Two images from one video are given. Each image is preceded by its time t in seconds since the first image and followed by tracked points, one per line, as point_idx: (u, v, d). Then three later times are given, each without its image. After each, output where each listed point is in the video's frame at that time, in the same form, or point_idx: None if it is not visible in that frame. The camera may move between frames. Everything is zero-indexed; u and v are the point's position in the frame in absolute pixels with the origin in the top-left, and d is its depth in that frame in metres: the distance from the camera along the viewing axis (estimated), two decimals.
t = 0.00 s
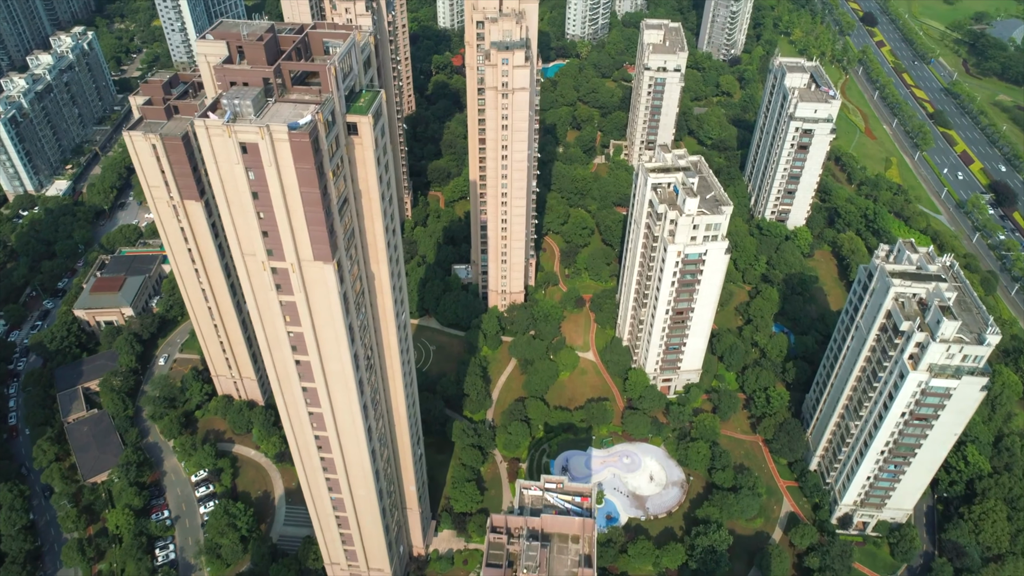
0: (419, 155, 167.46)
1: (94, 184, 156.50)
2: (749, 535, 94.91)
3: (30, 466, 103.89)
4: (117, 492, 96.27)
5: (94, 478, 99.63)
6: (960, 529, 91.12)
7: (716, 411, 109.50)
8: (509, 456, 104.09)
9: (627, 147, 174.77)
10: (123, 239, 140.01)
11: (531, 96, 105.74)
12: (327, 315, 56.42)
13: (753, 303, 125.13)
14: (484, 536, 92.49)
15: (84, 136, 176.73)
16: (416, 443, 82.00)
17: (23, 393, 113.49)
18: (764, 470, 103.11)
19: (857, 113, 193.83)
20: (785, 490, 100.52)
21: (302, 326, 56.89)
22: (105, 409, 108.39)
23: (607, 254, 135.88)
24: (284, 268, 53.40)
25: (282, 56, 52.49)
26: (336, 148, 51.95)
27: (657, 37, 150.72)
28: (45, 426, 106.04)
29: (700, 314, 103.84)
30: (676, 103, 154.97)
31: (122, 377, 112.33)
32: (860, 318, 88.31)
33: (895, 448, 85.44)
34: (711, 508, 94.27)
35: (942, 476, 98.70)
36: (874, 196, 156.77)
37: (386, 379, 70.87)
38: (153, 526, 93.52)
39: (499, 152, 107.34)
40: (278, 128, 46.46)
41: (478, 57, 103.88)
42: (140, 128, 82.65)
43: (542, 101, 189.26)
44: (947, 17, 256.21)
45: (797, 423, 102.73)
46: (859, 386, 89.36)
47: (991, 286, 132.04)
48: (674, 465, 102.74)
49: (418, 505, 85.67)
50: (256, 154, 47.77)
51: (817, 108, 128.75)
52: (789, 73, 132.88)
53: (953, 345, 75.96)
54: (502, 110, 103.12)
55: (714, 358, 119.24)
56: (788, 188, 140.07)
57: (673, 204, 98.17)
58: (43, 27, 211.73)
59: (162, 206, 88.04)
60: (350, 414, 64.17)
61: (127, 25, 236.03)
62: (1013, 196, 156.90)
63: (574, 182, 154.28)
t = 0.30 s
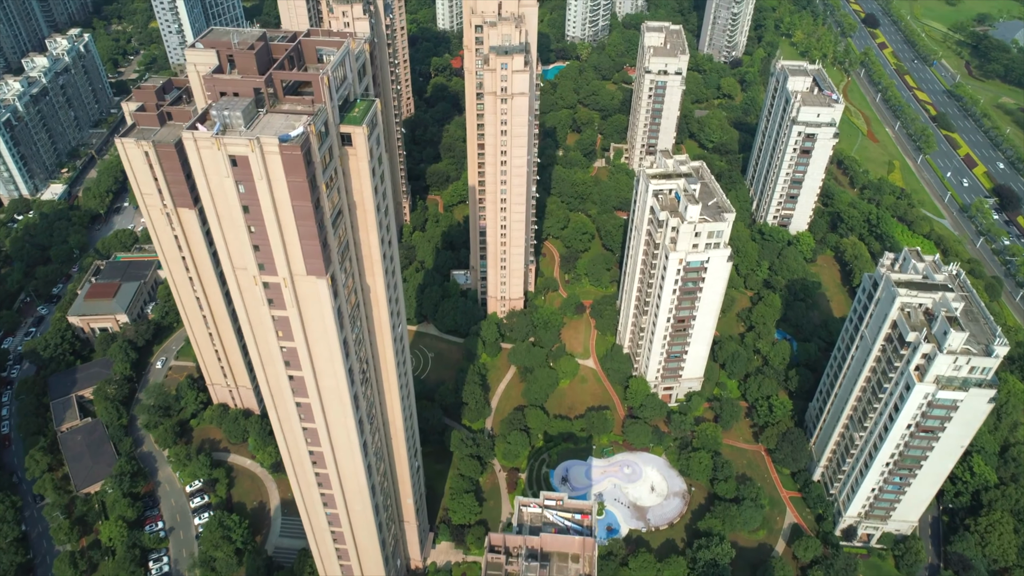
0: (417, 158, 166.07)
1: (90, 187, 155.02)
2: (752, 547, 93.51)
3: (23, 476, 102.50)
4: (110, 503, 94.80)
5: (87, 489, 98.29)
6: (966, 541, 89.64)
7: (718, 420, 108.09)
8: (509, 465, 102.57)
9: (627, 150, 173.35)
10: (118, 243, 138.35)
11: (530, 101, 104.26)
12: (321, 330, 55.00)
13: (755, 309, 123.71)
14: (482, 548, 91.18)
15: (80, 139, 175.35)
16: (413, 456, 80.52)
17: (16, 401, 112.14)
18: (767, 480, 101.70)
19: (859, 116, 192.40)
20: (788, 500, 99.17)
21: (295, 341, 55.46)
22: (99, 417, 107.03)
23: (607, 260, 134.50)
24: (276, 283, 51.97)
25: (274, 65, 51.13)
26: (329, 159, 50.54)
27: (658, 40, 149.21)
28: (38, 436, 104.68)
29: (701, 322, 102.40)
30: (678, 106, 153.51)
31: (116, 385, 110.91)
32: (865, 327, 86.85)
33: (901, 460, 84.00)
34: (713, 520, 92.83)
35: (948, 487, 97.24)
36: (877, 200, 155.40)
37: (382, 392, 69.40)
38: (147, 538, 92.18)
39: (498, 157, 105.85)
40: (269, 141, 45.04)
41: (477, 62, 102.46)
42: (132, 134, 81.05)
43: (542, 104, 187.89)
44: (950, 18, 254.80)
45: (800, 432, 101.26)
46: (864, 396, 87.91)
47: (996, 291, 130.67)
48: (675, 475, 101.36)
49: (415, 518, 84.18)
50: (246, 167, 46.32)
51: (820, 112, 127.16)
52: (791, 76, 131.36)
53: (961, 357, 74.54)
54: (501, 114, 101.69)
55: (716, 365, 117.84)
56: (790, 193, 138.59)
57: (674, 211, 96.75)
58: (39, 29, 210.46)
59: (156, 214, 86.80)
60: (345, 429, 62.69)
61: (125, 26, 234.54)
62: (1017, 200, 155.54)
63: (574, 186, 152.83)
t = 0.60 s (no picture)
0: (416, 162, 164.59)
1: (85, 192, 153.54)
2: (754, 560, 92.07)
3: (15, 487, 101.04)
4: (103, 515, 93.36)
5: (80, 500, 96.87)
6: (973, 555, 88.16)
7: (720, 429, 106.71)
8: (508, 476, 101.17)
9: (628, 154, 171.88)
10: (114, 249, 136.68)
11: (530, 106, 102.87)
12: (314, 346, 53.56)
13: (758, 316, 122.28)
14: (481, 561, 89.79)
15: (76, 143, 173.96)
16: (410, 469, 79.00)
17: (9, 410, 110.69)
18: (769, 491, 100.33)
19: (861, 119, 191.04)
20: (791, 511, 97.79)
21: (288, 357, 54.04)
22: (92, 427, 105.60)
23: (608, 266, 133.08)
24: (268, 298, 50.56)
25: (265, 75, 49.68)
26: (322, 172, 49.13)
27: (659, 43, 147.79)
28: (30, 446, 103.25)
29: (703, 330, 100.90)
30: (679, 110, 152.14)
31: (110, 394, 109.52)
32: (870, 337, 85.40)
33: (906, 473, 82.59)
34: (715, 532, 91.37)
35: (954, 498, 95.82)
36: (879, 205, 154.06)
37: (378, 406, 67.94)
38: (140, 551, 90.72)
39: (497, 163, 104.47)
40: (258, 154, 43.56)
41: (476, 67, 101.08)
42: (124, 141, 79.21)
43: (542, 107, 186.42)
44: (952, 20, 253.53)
45: (803, 442, 99.79)
46: (869, 407, 86.49)
47: (1000, 297, 129.27)
48: (676, 486, 100.06)
49: (413, 532, 82.76)
50: (235, 182, 44.84)
51: (822, 117, 125.80)
52: (794, 80, 129.96)
53: (968, 369, 73.13)
54: (500, 120, 100.28)
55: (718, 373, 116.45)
56: (792, 198, 137.16)
57: (676, 218, 95.39)
58: (36, 31, 208.89)
59: (149, 222, 85.23)
60: (339, 445, 61.27)
61: (122, 28, 233.01)
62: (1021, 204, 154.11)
63: (574, 190, 151.44)
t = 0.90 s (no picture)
0: (414, 166, 162.95)
1: (80, 196, 151.80)
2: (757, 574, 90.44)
3: (5, 499, 99.32)
4: (95, 529, 91.65)
5: (71, 513, 95.19)
6: (980, 570, 86.59)
7: (722, 440, 105.06)
8: (507, 488, 99.54)
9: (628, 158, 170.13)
10: (108, 255, 134.99)
11: (529, 112, 101.13)
12: (306, 365, 51.93)
13: (760, 323, 120.73)
14: None
15: (71, 146, 172.24)
16: (406, 484, 77.32)
17: None
18: (772, 503, 98.72)
19: (864, 122, 189.38)
20: (795, 524, 96.20)
21: (279, 377, 52.41)
22: (84, 437, 104.00)
23: (608, 272, 131.41)
24: (257, 317, 48.91)
25: (255, 86, 48.08)
26: (313, 187, 47.56)
27: (660, 46, 146.10)
28: (21, 457, 101.57)
29: (705, 340, 99.27)
30: (680, 114, 150.44)
31: (103, 404, 107.88)
32: (876, 349, 83.75)
33: (913, 487, 80.97)
34: (718, 547, 89.72)
35: (960, 511, 94.20)
36: (882, 210, 152.44)
37: (373, 422, 66.25)
38: (132, 565, 89.06)
39: (496, 170, 102.71)
40: (246, 171, 41.92)
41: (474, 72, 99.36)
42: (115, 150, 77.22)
43: (542, 110, 184.73)
44: (954, 22, 252.05)
45: (807, 454, 98.14)
46: (874, 420, 84.84)
47: (1006, 304, 127.64)
48: (678, 498, 98.56)
49: (409, 548, 81.06)
50: (222, 199, 43.18)
51: (825, 122, 124.14)
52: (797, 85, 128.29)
53: (977, 384, 71.48)
54: (499, 126, 98.55)
55: (720, 382, 114.86)
56: (795, 204, 135.41)
57: (677, 227, 93.77)
58: (31, 33, 207.15)
59: (140, 231, 83.42)
60: (333, 465, 59.58)
61: (119, 29, 231.36)
62: None
63: (574, 196, 149.77)
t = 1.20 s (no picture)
0: (413, 170, 161.53)
1: (76, 201, 150.34)
2: None
3: None
4: (87, 542, 90.23)
5: (63, 525, 93.77)
6: None
7: (724, 450, 103.63)
8: (506, 499, 98.16)
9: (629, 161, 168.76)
10: (103, 261, 133.57)
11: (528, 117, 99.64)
12: (299, 382, 50.49)
13: (762, 330, 119.42)
14: None
15: (67, 150, 170.67)
16: (403, 498, 75.83)
17: None
18: (775, 514, 97.31)
19: (866, 125, 188.00)
20: (799, 537, 94.77)
21: (271, 395, 50.99)
22: (78, 447, 102.65)
23: (608, 278, 130.01)
24: (248, 335, 47.46)
25: (246, 97, 46.61)
26: (305, 202, 46.17)
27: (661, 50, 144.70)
28: (14, 468, 100.15)
29: (707, 349, 97.79)
30: (681, 117, 148.99)
31: (97, 413, 106.49)
32: (881, 360, 82.35)
33: (919, 501, 79.59)
34: (720, 560, 88.31)
35: (966, 523, 92.79)
36: (885, 214, 151.04)
37: (369, 437, 64.76)
38: None
39: (494, 176, 101.26)
40: (234, 187, 40.49)
41: (473, 77, 97.94)
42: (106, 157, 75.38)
43: (542, 113, 183.33)
44: (956, 23, 250.70)
45: (810, 465, 96.75)
46: (880, 432, 83.43)
47: (1011, 310, 126.27)
48: (680, 510, 97.26)
49: (407, 563, 79.56)
50: (210, 215, 41.74)
51: (828, 126, 122.71)
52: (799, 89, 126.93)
53: (985, 398, 70.00)
54: (498, 132, 97.06)
55: (722, 391, 113.47)
56: (797, 209, 133.90)
57: (679, 234, 92.35)
58: (28, 35, 205.71)
59: (133, 240, 81.86)
60: (327, 483, 58.11)
61: (116, 31, 229.97)
62: None
63: (574, 200, 148.38)
